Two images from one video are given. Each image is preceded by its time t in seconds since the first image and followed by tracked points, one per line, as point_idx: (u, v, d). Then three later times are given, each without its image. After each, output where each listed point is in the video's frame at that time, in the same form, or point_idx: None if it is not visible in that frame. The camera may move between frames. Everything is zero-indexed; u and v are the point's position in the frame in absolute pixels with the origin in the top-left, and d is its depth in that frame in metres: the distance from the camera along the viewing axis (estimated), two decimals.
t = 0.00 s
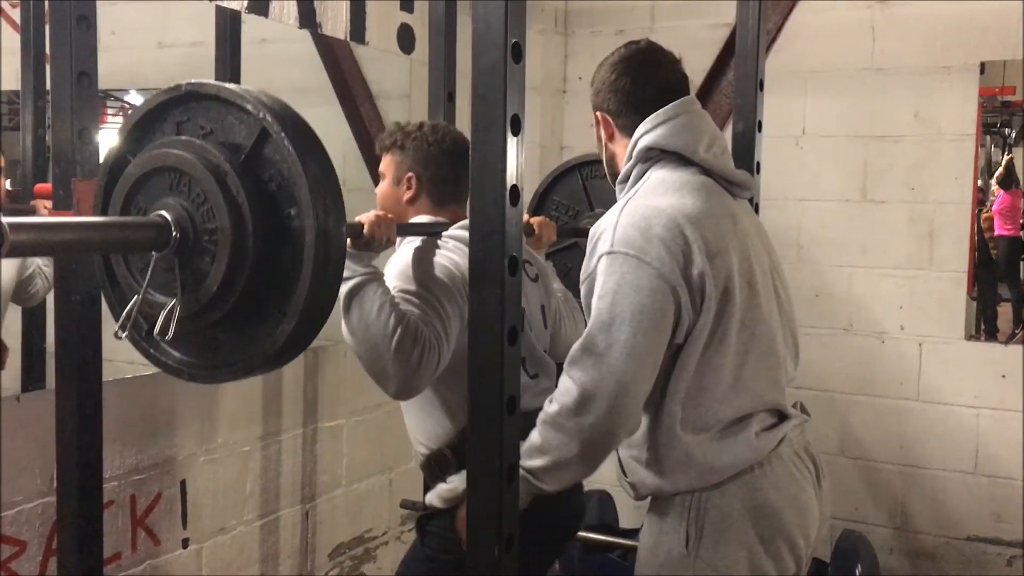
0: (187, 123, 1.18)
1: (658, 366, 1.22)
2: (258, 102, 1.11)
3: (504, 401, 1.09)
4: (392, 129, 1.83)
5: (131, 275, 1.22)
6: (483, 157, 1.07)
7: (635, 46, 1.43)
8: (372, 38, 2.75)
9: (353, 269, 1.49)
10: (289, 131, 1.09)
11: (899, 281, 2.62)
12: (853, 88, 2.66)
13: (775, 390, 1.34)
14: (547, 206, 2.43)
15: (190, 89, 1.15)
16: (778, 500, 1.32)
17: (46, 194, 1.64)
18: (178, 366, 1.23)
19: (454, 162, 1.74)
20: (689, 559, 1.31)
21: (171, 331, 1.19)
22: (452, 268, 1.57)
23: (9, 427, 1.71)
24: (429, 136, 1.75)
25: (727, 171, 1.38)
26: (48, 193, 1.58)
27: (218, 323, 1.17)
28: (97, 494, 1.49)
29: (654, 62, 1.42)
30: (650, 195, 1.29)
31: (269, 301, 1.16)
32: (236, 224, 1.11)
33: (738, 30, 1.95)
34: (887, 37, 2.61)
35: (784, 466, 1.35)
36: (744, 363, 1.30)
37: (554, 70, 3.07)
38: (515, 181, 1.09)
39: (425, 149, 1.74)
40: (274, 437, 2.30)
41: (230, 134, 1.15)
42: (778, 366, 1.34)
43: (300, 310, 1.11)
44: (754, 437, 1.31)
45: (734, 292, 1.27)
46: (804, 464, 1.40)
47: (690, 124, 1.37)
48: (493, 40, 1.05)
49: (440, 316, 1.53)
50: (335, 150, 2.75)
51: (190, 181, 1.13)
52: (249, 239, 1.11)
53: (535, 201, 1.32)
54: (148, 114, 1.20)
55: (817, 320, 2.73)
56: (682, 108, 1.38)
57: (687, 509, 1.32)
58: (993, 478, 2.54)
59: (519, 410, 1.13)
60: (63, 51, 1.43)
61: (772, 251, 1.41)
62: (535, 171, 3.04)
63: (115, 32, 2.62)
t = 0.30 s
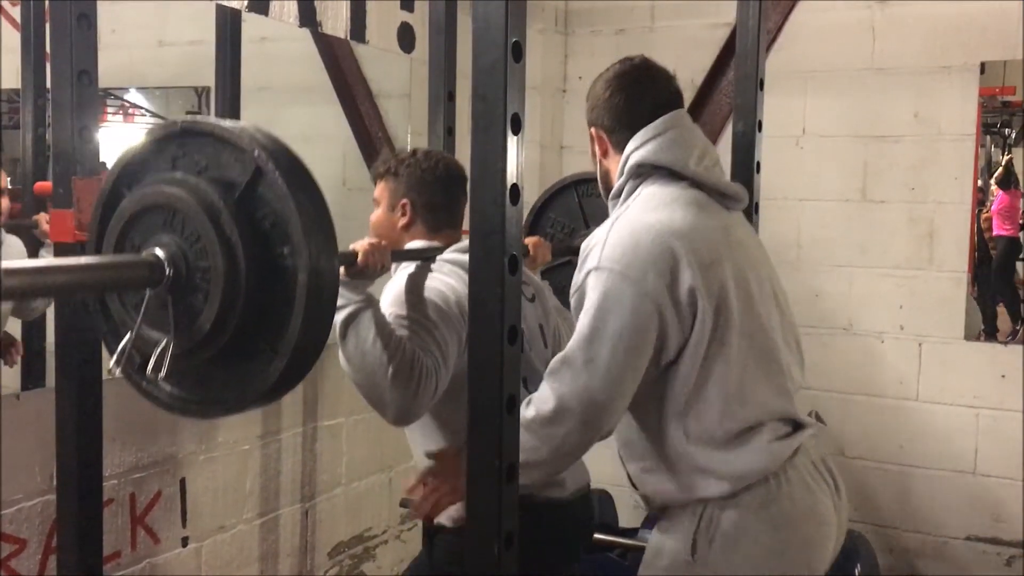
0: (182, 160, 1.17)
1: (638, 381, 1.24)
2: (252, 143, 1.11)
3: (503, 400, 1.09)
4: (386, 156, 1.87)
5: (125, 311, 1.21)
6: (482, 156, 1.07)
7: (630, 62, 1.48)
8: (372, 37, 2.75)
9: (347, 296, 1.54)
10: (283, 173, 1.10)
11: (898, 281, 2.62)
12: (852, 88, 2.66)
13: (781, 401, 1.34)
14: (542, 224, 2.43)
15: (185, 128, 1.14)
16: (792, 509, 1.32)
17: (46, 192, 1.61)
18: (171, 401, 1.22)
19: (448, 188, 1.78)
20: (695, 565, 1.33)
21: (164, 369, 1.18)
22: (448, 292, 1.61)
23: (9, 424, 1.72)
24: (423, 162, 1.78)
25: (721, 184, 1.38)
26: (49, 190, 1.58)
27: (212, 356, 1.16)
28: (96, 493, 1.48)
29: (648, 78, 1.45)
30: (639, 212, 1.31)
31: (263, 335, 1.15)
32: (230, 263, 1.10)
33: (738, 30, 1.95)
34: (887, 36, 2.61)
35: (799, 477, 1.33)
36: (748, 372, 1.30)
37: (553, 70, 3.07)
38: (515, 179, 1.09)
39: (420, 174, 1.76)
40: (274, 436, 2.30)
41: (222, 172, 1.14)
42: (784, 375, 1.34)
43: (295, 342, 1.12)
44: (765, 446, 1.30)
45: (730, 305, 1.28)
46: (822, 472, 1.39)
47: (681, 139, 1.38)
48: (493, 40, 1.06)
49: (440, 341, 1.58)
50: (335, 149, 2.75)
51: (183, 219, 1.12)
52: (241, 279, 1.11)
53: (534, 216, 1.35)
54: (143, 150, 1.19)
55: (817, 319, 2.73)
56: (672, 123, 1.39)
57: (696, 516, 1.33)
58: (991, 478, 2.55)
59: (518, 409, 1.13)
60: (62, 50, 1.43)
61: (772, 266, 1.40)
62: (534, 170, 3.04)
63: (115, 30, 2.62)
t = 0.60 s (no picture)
0: (174, 218, 1.16)
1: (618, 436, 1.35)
2: (247, 204, 1.10)
3: (502, 398, 1.09)
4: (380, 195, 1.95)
5: (118, 368, 1.19)
6: (483, 155, 1.07)
7: (620, 127, 1.62)
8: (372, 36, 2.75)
9: (338, 342, 1.56)
10: (276, 234, 1.09)
11: (898, 281, 2.62)
12: (853, 88, 2.66)
13: (796, 456, 1.37)
14: (539, 251, 2.50)
15: (180, 186, 1.14)
16: (808, 561, 1.35)
17: (47, 190, 1.60)
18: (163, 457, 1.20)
19: (441, 229, 1.86)
20: None
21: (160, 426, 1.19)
22: (442, 332, 1.66)
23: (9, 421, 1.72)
24: (417, 202, 1.86)
25: (711, 245, 1.45)
26: (48, 188, 1.58)
27: (205, 416, 1.15)
28: (95, 492, 1.48)
29: (638, 143, 1.59)
30: (626, 276, 1.40)
31: (256, 396, 1.13)
32: (223, 325, 1.09)
33: (738, 30, 1.96)
34: (888, 36, 2.61)
35: (817, 526, 1.36)
36: (752, 426, 1.34)
37: (554, 69, 3.07)
38: (515, 178, 1.09)
39: (413, 214, 1.85)
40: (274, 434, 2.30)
41: (216, 232, 1.13)
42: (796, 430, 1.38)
43: (289, 402, 1.10)
44: (774, 498, 1.34)
45: (723, 364, 1.34)
46: (840, 524, 1.42)
47: (668, 204, 1.48)
48: (493, 40, 1.06)
49: (437, 383, 1.61)
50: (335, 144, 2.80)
51: (178, 280, 1.11)
52: (234, 341, 1.09)
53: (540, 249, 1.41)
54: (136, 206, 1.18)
55: (816, 319, 2.73)
56: (659, 189, 1.50)
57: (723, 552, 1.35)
58: (990, 477, 2.55)
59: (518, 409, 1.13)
60: (62, 48, 1.43)
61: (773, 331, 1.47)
62: (534, 170, 3.04)
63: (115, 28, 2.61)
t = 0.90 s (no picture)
0: (169, 260, 1.20)
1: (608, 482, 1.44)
2: (239, 245, 1.15)
3: (502, 395, 1.09)
4: (376, 223, 1.96)
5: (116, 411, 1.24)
6: (483, 154, 1.07)
7: (617, 174, 1.74)
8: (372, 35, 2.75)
9: (334, 373, 1.61)
10: (269, 274, 1.13)
11: (898, 280, 2.62)
12: (853, 87, 2.66)
13: (792, 502, 1.45)
14: (535, 272, 2.53)
15: (173, 229, 1.18)
16: None
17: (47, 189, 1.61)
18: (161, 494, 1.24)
19: (438, 257, 1.88)
20: None
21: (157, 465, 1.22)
22: (437, 361, 1.70)
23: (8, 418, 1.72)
24: (415, 231, 1.88)
25: (706, 295, 1.53)
26: (49, 187, 1.58)
27: (201, 456, 1.19)
28: (95, 491, 1.48)
29: (636, 194, 1.70)
30: (622, 329, 1.48)
31: (250, 435, 1.17)
32: (217, 366, 1.12)
33: (738, 30, 1.96)
34: (887, 36, 2.61)
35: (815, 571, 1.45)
36: (747, 477, 1.42)
37: (554, 68, 3.07)
38: (515, 177, 1.09)
39: (411, 244, 1.87)
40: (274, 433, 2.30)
41: (208, 273, 1.17)
42: (793, 478, 1.46)
43: (284, 439, 1.14)
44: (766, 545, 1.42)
45: (717, 419, 1.42)
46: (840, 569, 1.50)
47: (665, 256, 1.55)
48: (493, 39, 1.06)
49: (434, 412, 1.65)
50: (336, 143, 2.81)
51: (171, 323, 1.14)
52: (228, 381, 1.12)
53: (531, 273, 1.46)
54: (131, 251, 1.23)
55: (816, 319, 2.73)
56: (655, 240, 1.57)
57: None
58: (989, 477, 2.55)
59: (518, 407, 1.13)
60: (63, 47, 1.43)
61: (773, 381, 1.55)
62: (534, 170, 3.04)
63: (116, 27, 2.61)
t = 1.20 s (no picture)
0: (161, 301, 1.24)
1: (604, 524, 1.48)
2: (229, 283, 1.18)
3: (502, 394, 1.09)
4: (376, 251, 2.00)
5: (113, 454, 1.27)
6: (484, 151, 1.07)
7: (615, 218, 1.74)
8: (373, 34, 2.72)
9: (328, 407, 1.75)
10: (259, 310, 1.16)
11: (898, 280, 2.62)
12: (852, 87, 2.66)
13: (787, 545, 1.49)
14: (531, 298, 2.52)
15: (164, 269, 1.22)
16: None
17: (47, 188, 1.61)
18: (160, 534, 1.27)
19: (436, 290, 1.90)
20: None
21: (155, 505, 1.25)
22: (433, 391, 1.67)
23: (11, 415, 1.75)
24: (411, 262, 1.89)
25: (702, 338, 1.58)
26: (48, 186, 1.57)
27: (198, 494, 1.21)
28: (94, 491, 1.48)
29: (635, 233, 1.71)
30: (620, 373, 1.52)
31: (246, 473, 1.20)
32: (210, 406, 1.15)
33: (738, 29, 1.96)
34: (888, 36, 2.61)
35: None
36: (744, 519, 1.47)
37: (554, 67, 3.07)
38: (515, 176, 1.09)
39: (409, 275, 1.88)
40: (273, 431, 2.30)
41: (199, 312, 1.20)
42: (788, 521, 1.50)
43: (277, 476, 1.16)
44: None
45: (714, 463, 1.46)
46: None
47: (662, 299, 1.59)
48: (493, 38, 1.05)
49: (429, 443, 1.63)
50: (336, 142, 2.83)
51: (164, 363, 1.17)
52: (222, 420, 1.15)
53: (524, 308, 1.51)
54: (126, 293, 1.27)
55: (815, 319, 2.73)
56: (654, 283, 1.61)
57: None
58: (989, 477, 2.55)
59: (518, 406, 1.13)
60: (63, 46, 1.43)
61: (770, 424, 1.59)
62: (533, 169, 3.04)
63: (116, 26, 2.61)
